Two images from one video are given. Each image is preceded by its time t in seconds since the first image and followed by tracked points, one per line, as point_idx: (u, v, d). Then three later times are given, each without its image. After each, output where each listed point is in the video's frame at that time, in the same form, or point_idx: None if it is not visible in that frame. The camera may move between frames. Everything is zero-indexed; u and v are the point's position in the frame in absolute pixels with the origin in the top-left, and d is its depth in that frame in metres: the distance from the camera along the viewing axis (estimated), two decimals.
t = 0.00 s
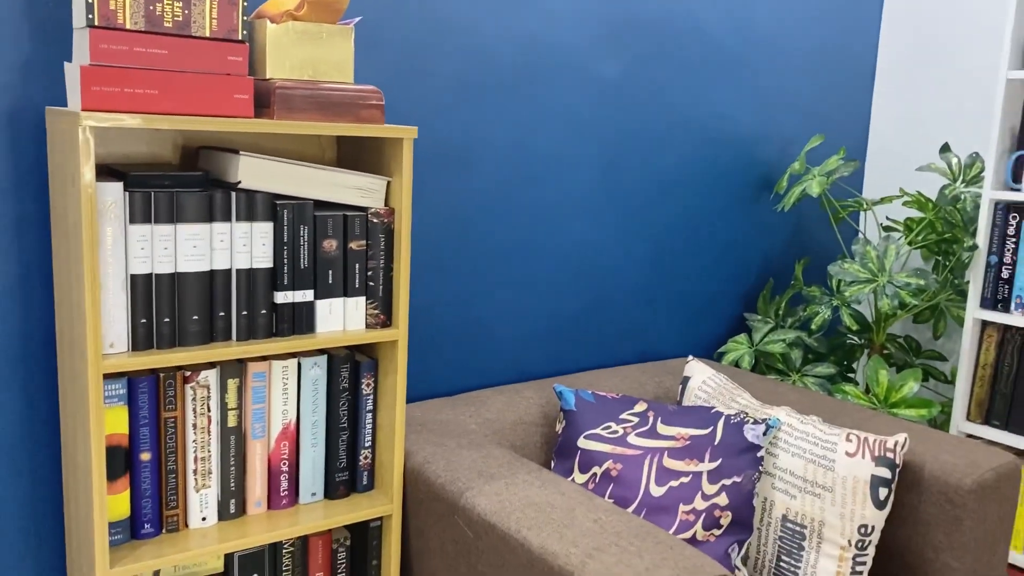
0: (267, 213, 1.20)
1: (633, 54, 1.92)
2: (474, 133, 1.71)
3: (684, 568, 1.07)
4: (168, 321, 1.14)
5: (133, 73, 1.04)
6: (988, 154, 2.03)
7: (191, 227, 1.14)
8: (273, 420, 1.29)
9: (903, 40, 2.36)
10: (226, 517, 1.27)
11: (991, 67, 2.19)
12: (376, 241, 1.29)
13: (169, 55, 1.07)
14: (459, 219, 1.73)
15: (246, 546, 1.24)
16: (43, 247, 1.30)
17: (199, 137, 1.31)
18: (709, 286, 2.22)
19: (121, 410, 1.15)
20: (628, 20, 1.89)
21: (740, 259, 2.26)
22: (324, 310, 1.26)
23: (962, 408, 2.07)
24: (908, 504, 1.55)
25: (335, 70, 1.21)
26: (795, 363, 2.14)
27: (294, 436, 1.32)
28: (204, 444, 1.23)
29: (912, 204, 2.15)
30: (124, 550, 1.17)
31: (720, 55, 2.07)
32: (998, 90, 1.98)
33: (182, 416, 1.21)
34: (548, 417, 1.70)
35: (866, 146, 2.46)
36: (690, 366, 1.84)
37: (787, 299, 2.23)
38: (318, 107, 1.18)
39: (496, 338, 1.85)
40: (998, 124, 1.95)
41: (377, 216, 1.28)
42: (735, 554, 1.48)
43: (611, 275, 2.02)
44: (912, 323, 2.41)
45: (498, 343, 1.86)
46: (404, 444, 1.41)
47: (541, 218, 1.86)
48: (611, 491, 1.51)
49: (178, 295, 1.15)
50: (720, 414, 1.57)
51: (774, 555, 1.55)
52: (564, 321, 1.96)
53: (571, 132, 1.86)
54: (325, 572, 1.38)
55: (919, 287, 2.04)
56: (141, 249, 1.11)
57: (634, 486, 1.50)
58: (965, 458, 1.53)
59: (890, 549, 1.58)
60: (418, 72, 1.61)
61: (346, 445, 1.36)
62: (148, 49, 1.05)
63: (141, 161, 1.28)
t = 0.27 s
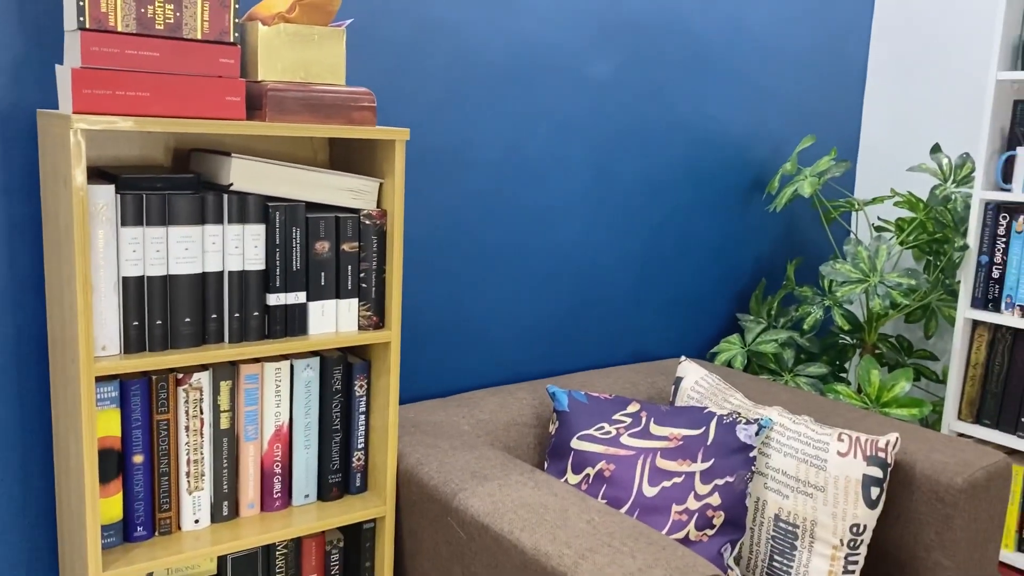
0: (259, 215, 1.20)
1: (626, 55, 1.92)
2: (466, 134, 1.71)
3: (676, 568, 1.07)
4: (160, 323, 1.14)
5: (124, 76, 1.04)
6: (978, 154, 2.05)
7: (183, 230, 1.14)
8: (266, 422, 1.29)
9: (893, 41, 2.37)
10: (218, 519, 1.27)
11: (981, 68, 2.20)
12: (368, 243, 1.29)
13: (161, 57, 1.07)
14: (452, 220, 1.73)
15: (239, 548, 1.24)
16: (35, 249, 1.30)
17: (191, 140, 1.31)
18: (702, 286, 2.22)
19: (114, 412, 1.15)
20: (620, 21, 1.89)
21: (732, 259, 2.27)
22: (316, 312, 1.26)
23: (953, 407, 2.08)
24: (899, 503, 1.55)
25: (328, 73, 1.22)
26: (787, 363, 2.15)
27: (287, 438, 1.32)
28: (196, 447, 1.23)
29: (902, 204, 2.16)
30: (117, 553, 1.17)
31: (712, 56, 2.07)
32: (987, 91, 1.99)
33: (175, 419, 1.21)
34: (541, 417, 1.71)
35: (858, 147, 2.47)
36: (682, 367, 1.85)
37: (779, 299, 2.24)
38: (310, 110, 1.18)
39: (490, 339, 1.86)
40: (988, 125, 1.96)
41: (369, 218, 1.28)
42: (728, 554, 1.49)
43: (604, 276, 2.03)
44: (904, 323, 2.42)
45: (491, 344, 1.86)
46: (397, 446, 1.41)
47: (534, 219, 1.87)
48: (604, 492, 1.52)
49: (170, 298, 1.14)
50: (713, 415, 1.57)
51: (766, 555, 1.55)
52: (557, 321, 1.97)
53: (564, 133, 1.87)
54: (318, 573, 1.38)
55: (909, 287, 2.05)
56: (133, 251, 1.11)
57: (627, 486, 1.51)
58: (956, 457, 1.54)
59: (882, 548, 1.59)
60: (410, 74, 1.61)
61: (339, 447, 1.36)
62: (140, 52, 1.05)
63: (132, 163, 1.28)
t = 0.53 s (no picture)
0: (252, 219, 1.19)
1: (619, 59, 1.92)
2: (460, 137, 1.71)
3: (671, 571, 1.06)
4: (152, 327, 1.14)
5: (115, 80, 1.04)
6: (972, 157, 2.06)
7: (175, 234, 1.14)
8: (259, 426, 1.29)
9: (887, 44, 2.38)
10: (212, 524, 1.27)
11: (973, 71, 2.20)
12: (362, 247, 1.29)
13: (152, 61, 1.06)
14: (445, 224, 1.73)
15: (232, 553, 1.24)
16: (28, 254, 1.30)
17: (184, 144, 1.31)
18: (696, 289, 2.23)
19: (106, 417, 1.14)
20: (613, 24, 1.89)
21: (727, 262, 2.27)
22: (310, 316, 1.26)
23: (948, 409, 2.09)
24: (894, 505, 1.55)
25: (319, 75, 1.21)
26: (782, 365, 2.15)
27: (281, 443, 1.31)
28: (189, 451, 1.23)
29: (897, 207, 2.16)
30: (109, 558, 1.16)
31: (706, 60, 2.08)
32: (980, 93, 2.00)
33: (167, 423, 1.20)
34: (536, 421, 1.71)
35: (852, 150, 2.48)
36: (677, 370, 1.85)
37: (774, 302, 2.24)
38: (303, 113, 1.18)
39: (484, 343, 1.86)
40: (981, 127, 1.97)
41: (362, 221, 1.28)
42: (722, 558, 1.48)
43: (598, 279, 2.03)
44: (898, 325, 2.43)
45: (486, 347, 1.86)
46: (391, 450, 1.41)
47: (529, 222, 1.87)
48: (599, 495, 1.52)
49: (162, 302, 1.14)
50: (707, 418, 1.57)
51: (761, 557, 1.55)
52: (552, 325, 1.97)
53: (558, 136, 1.87)
54: None
55: (904, 289, 2.06)
56: (125, 255, 1.11)
57: (621, 489, 1.51)
58: (950, 459, 1.54)
59: (878, 551, 1.58)
60: (403, 77, 1.61)
61: (333, 451, 1.36)
62: (131, 55, 1.05)
63: (125, 168, 1.27)
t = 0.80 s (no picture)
0: (247, 224, 1.20)
1: (615, 64, 1.93)
2: (456, 142, 1.72)
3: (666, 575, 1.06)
4: (148, 332, 1.14)
5: (110, 85, 1.04)
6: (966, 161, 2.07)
7: (171, 239, 1.14)
8: (255, 431, 1.29)
9: (882, 49, 2.39)
10: (208, 528, 1.27)
11: (967, 75, 2.21)
12: (357, 251, 1.29)
13: (148, 67, 1.07)
14: (441, 228, 1.74)
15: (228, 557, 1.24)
16: (25, 259, 1.30)
17: (180, 149, 1.32)
18: (692, 293, 2.23)
19: (102, 422, 1.14)
20: (608, 29, 1.90)
21: (723, 266, 2.28)
22: (305, 320, 1.26)
23: (943, 412, 2.10)
24: (889, 509, 1.56)
25: (315, 80, 1.22)
26: (777, 369, 2.16)
27: (276, 447, 1.31)
28: (185, 456, 1.23)
29: (891, 211, 2.17)
30: (105, 563, 1.16)
31: (701, 65, 2.09)
32: (974, 97, 2.01)
33: (163, 428, 1.20)
34: (532, 424, 1.71)
35: (847, 154, 2.49)
36: (673, 373, 1.86)
37: (769, 305, 2.25)
38: (298, 119, 1.18)
39: (480, 347, 1.86)
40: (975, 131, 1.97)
41: (357, 226, 1.28)
42: (718, 561, 1.49)
43: (594, 283, 2.03)
44: (894, 328, 2.44)
45: (483, 351, 1.87)
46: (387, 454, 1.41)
47: (525, 227, 1.87)
48: (594, 499, 1.52)
49: (158, 307, 1.14)
50: (703, 421, 1.58)
51: (757, 560, 1.56)
52: (548, 329, 1.97)
53: (553, 141, 1.87)
54: None
55: (898, 293, 2.06)
56: (121, 260, 1.11)
57: (617, 493, 1.52)
58: (945, 463, 1.55)
59: (873, 554, 1.59)
60: (399, 82, 1.61)
61: (328, 455, 1.36)
62: (127, 61, 1.05)
63: (121, 173, 1.28)
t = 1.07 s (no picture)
0: (244, 233, 1.20)
1: (610, 72, 1.94)
2: (452, 150, 1.72)
3: None
4: (144, 342, 1.14)
5: (108, 96, 1.04)
6: (960, 167, 2.07)
7: (167, 249, 1.14)
8: (251, 439, 1.29)
9: (876, 57, 2.40)
10: (204, 537, 1.27)
11: (961, 83, 2.23)
12: (353, 260, 1.29)
13: (144, 77, 1.07)
14: (437, 236, 1.74)
15: (225, 566, 1.24)
16: (21, 269, 1.30)
17: (176, 158, 1.32)
18: (688, 300, 2.24)
19: (98, 432, 1.14)
20: (603, 37, 1.91)
21: (718, 272, 2.29)
22: (301, 329, 1.27)
23: (939, 418, 2.10)
24: (885, 515, 1.56)
25: (311, 90, 1.22)
26: (773, 375, 2.18)
27: (273, 455, 1.31)
28: (181, 465, 1.23)
29: (886, 217, 2.16)
30: (101, 573, 1.16)
31: (696, 72, 2.10)
32: (968, 105, 2.02)
33: (159, 437, 1.20)
34: (528, 432, 1.72)
35: (842, 161, 2.50)
36: (668, 380, 1.86)
37: (765, 312, 2.26)
38: (294, 128, 1.18)
39: (477, 354, 1.86)
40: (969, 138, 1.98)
41: (354, 235, 1.28)
42: (714, 568, 1.50)
43: (591, 290, 2.04)
44: (889, 334, 2.45)
45: (479, 358, 1.87)
46: (383, 462, 1.41)
47: (521, 234, 1.88)
48: (591, 506, 1.53)
49: (154, 317, 1.14)
50: (699, 428, 1.58)
51: (753, 567, 1.56)
52: (544, 336, 1.98)
53: (549, 148, 1.88)
54: None
55: (893, 299, 2.07)
56: (117, 270, 1.11)
57: (613, 500, 1.52)
58: (940, 469, 1.55)
59: (870, 560, 1.59)
60: (395, 90, 1.62)
61: (325, 463, 1.36)
62: (123, 72, 1.06)
63: (117, 182, 1.28)
